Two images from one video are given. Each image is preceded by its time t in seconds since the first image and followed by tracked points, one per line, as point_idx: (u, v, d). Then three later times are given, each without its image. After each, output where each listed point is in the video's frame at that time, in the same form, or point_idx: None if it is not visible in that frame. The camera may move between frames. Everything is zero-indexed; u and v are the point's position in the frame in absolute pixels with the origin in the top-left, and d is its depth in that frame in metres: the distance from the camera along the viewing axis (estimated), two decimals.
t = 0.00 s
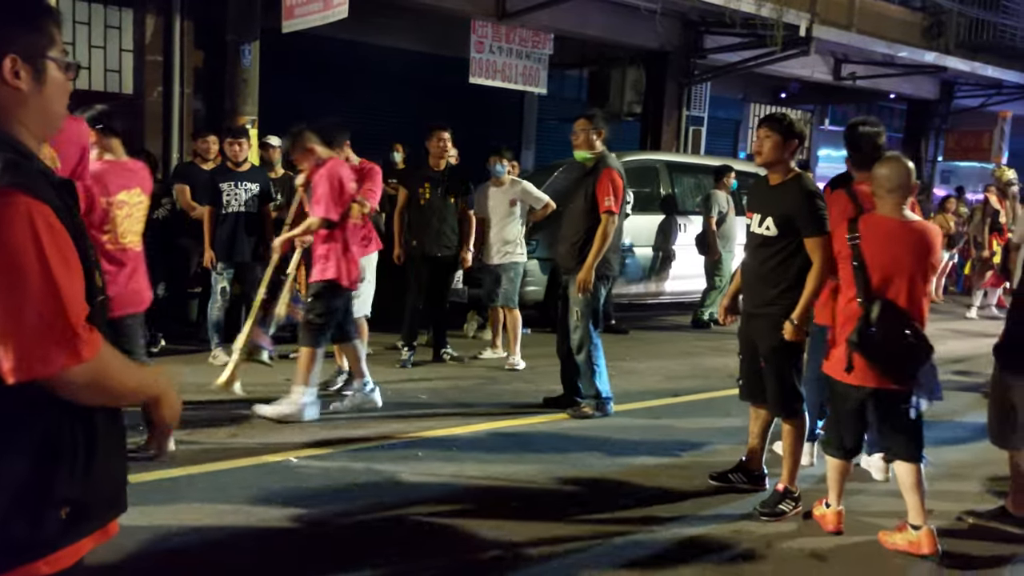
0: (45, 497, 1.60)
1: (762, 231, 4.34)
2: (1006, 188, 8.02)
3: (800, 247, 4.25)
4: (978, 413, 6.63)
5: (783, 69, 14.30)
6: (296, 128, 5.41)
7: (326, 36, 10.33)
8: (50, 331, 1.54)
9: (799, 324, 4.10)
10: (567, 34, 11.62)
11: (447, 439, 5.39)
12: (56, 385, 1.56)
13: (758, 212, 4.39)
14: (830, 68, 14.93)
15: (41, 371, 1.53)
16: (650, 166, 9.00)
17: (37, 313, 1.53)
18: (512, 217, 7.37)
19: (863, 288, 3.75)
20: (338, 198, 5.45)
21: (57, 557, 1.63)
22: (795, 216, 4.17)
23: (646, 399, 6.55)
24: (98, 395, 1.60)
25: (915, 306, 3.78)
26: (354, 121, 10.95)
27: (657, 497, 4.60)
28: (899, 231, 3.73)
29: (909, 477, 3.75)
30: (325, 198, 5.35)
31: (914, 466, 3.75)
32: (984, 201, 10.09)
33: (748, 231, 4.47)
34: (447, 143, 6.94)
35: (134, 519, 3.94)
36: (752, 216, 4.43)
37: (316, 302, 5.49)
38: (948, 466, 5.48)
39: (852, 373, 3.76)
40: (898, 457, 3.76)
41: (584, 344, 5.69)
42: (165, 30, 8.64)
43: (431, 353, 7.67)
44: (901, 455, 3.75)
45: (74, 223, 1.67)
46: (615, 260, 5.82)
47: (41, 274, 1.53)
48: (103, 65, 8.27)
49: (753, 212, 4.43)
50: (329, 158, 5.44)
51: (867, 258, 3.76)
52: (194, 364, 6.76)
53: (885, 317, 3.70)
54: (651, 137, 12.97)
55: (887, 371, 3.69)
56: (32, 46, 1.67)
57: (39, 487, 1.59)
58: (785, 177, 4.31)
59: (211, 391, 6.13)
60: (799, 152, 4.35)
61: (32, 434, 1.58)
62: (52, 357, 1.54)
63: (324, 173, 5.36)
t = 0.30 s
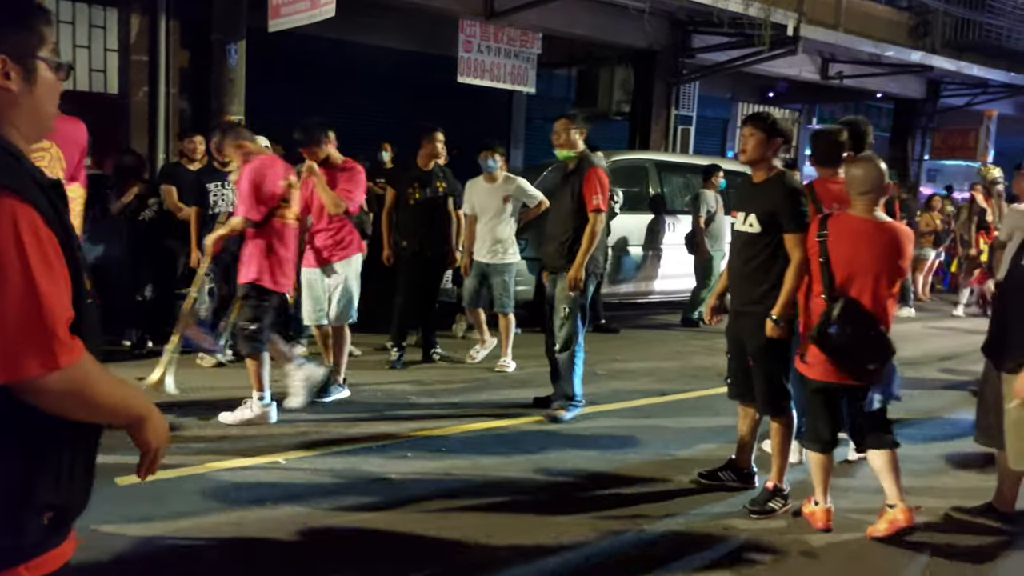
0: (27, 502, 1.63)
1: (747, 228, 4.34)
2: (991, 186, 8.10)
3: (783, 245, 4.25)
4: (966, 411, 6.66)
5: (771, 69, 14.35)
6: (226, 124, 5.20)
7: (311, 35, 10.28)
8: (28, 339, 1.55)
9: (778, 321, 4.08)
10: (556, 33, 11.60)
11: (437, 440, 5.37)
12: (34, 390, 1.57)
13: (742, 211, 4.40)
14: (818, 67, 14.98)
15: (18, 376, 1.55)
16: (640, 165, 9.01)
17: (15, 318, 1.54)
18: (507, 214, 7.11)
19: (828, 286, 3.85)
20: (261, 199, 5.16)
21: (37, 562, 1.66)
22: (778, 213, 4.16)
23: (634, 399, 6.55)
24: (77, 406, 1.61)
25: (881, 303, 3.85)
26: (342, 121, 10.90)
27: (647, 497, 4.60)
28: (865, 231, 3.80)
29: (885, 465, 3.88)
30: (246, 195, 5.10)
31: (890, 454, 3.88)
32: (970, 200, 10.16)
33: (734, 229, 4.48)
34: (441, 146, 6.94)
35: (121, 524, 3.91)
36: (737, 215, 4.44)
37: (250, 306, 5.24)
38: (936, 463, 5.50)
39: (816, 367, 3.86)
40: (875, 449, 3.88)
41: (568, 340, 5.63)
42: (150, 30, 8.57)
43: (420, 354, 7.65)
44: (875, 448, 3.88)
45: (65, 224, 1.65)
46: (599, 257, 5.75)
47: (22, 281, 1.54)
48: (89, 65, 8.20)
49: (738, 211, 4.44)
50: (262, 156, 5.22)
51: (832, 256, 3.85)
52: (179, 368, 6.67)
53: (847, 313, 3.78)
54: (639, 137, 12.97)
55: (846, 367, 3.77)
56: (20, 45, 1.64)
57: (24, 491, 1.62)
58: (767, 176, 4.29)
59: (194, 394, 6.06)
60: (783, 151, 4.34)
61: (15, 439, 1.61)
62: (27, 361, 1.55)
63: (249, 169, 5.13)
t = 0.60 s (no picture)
0: (13, 502, 1.62)
1: (716, 229, 4.36)
2: (974, 186, 8.16)
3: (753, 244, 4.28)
4: (951, 410, 6.71)
5: (757, 69, 14.42)
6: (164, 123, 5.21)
7: (298, 36, 10.24)
8: (19, 334, 1.54)
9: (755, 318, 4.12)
10: (543, 33, 11.61)
11: (425, 441, 5.36)
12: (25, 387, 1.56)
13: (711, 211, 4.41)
14: (804, 68, 15.05)
15: (8, 374, 1.54)
16: (627, 166, 9.03)
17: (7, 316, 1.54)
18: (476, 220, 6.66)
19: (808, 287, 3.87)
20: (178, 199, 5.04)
21: (21, 564, 1.65)
22: (747, 212, 4.20)
23: (621, 399, 6.57)
24: (68, 404, 1.61)
25: (862, 303, 3.86)
26: (329, 122, 10.88)
27: (635, 497, 4.60)
28: (844, 232, 3.83)
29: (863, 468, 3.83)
30: (166, 195, 4.98)
31: (870, 459, 3.83)
32: (954, 199, 10.23)
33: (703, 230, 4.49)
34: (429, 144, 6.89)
35: (107, 527, 3.88)
36: (706, 216, 4.46)
37: (188, 308, 5.12)
38: (922, 462, 5.54)
39: (796, 368, 3.86)
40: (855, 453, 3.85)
41: (551, 343, 5.60)
42: (135, 30, 8.52)
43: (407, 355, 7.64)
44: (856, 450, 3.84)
45: (55, 223, 1.66)
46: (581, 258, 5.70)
47: (15, 278, 1.53)
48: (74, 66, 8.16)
49: (707, 211, 4.45)
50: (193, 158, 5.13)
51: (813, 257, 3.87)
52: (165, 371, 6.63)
53: (826, 312, 3.79)
54: (626, 137, 13.00)
55: (826, 367, 3.77)
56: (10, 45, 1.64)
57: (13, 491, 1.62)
58: (734, 175, 4.33)
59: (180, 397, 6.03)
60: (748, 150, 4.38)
61: (4, 437, 1.61)
62: (18, 357, 1.54)
63: (172, 169, 5.04)
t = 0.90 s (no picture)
0: None
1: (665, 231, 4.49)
2: (958, 186, 8.22)
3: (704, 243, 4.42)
4: (936, 408, 6.75)
5: (742, 70, 14.49)
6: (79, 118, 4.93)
7: (282, 36, 10.21)
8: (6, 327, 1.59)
9: (708, 314, 4.33)
10: (529, 34, 11.62)
11: (413, 442, 5.37)
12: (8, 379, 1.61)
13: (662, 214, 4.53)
14: (788, 69, 15.14)
15: None
16: (613, 167, 9.08)
17: None
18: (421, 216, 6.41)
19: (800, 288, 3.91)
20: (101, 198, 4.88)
21: None
22: (695, 214, 4.35)
23: (608, 399, 6.58)
24: (47, 400, 1.65)
25: (854, 302, 3.87)
26: (313, 123, 10.84)
27: (622, 497, 4.61)
28: (832, 233, 3.86)
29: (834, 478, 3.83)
30: (85, 190, 4.81)
31: (842, 468, 3.83)
32: (938, 199, 10.32)
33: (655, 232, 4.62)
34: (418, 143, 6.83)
35: (91, 530, 3.85)
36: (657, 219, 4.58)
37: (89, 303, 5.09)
38: (907, 461, 5.57)
39: (790, 371, 3.92)
40: (828, 460, 3.86)
41: (533, 346, 5.57)
42: (118, 31, 8.47)
43: (393, 356, 7.64)
44: (832, 458, 3.85)
45: (42, 224, 1.73)
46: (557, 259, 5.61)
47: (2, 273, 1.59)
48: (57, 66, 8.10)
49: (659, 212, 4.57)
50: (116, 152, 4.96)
51: (803, 259, 3.91)
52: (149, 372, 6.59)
53: (816, 313, 3.83)
54: (613, 138, 13.03)
55: (821, 368, 3.81)
56: None
57: None
58: (682, 177, 4.48)
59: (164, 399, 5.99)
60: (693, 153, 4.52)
61: None
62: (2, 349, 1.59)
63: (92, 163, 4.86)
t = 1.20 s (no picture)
0: None
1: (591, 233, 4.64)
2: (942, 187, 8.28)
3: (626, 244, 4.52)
4: (922, 408, 6.78)
5: (728, 71, 14.54)
6: None
7: (268, 37, 10.18)
8: (6, 326, 1.64)
9: (645, 320, 4.44)
10: (517, 35, 11.62)
11: (401, 444, 5.35)
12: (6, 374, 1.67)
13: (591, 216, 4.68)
14: (774, 70, 15.22)
15: None
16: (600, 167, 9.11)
17: None
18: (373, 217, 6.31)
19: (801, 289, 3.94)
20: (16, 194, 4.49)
21: None
22: (613, 217, 4.50)
23: (596, 399, 6.59)
24: (40, 397, 1.71)
25: (858, 302, 3.87)
26: (301, 123, 10.81)
27: (610, 497, 4.62)
28: (832, 232, 3.90)
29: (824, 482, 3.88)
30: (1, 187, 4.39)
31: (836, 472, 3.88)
32: (923, 200, 10.38)
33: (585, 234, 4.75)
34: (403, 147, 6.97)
35: (78, 532, 3.83)
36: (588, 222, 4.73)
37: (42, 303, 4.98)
38: (894, 460, 5.58)
39: (792, 373, 3.96)
40: (819, 465, 3.93)
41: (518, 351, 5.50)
42: (103, 30, 8.42)
43: (381, 358, 7.61)
44: (827, 461, 3.89)
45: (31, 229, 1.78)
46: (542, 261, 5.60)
47: None
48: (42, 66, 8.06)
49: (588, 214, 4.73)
50: (26, 150, 3.82)
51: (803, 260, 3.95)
52: (136, 373, 6.60)
53: (819, 313, 3.87)
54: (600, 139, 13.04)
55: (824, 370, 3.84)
56: None
57: None
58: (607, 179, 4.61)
59: (150, 401, 5.97)
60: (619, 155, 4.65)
61: None
62: (3, 347, 1.64)
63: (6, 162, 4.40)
